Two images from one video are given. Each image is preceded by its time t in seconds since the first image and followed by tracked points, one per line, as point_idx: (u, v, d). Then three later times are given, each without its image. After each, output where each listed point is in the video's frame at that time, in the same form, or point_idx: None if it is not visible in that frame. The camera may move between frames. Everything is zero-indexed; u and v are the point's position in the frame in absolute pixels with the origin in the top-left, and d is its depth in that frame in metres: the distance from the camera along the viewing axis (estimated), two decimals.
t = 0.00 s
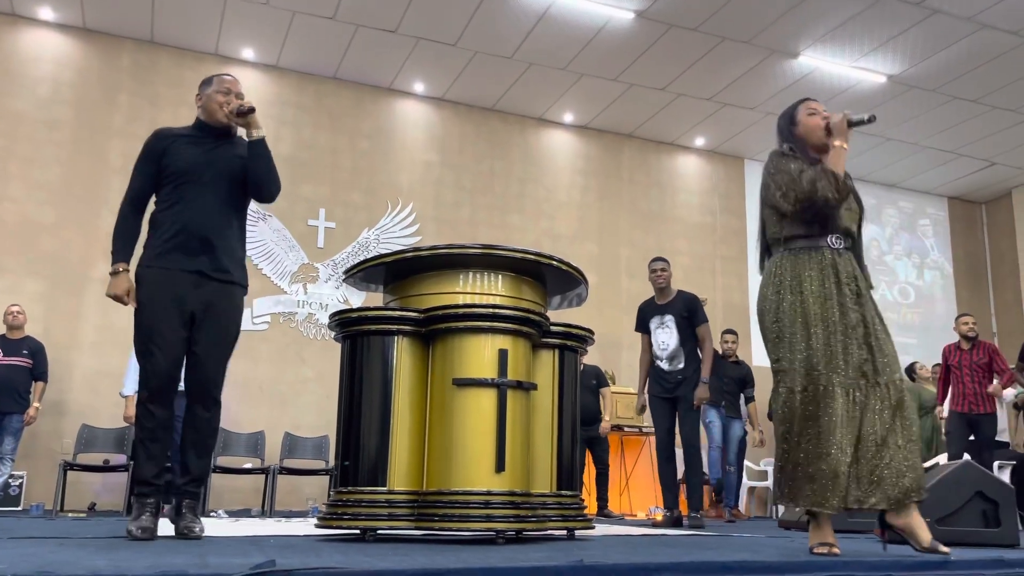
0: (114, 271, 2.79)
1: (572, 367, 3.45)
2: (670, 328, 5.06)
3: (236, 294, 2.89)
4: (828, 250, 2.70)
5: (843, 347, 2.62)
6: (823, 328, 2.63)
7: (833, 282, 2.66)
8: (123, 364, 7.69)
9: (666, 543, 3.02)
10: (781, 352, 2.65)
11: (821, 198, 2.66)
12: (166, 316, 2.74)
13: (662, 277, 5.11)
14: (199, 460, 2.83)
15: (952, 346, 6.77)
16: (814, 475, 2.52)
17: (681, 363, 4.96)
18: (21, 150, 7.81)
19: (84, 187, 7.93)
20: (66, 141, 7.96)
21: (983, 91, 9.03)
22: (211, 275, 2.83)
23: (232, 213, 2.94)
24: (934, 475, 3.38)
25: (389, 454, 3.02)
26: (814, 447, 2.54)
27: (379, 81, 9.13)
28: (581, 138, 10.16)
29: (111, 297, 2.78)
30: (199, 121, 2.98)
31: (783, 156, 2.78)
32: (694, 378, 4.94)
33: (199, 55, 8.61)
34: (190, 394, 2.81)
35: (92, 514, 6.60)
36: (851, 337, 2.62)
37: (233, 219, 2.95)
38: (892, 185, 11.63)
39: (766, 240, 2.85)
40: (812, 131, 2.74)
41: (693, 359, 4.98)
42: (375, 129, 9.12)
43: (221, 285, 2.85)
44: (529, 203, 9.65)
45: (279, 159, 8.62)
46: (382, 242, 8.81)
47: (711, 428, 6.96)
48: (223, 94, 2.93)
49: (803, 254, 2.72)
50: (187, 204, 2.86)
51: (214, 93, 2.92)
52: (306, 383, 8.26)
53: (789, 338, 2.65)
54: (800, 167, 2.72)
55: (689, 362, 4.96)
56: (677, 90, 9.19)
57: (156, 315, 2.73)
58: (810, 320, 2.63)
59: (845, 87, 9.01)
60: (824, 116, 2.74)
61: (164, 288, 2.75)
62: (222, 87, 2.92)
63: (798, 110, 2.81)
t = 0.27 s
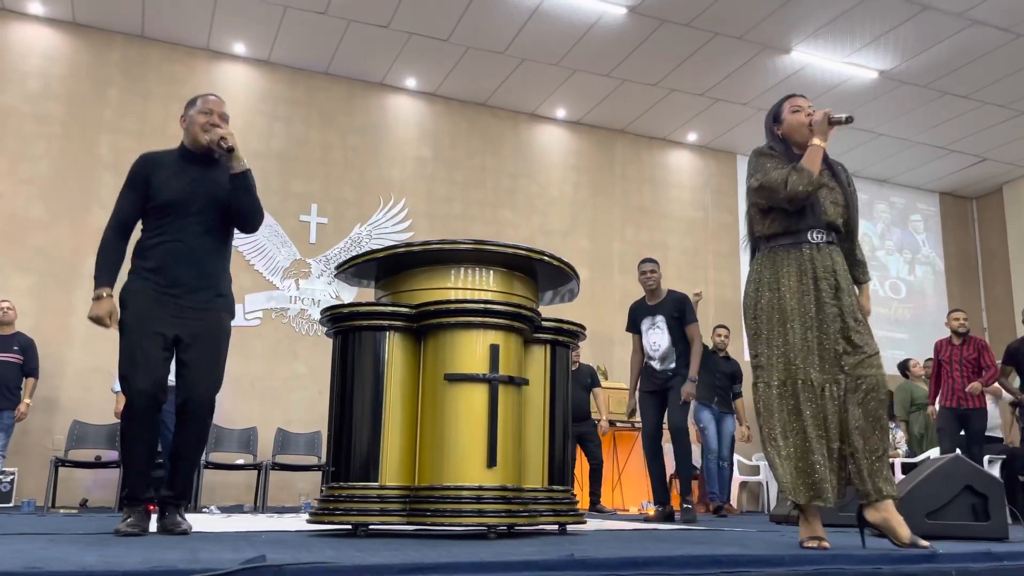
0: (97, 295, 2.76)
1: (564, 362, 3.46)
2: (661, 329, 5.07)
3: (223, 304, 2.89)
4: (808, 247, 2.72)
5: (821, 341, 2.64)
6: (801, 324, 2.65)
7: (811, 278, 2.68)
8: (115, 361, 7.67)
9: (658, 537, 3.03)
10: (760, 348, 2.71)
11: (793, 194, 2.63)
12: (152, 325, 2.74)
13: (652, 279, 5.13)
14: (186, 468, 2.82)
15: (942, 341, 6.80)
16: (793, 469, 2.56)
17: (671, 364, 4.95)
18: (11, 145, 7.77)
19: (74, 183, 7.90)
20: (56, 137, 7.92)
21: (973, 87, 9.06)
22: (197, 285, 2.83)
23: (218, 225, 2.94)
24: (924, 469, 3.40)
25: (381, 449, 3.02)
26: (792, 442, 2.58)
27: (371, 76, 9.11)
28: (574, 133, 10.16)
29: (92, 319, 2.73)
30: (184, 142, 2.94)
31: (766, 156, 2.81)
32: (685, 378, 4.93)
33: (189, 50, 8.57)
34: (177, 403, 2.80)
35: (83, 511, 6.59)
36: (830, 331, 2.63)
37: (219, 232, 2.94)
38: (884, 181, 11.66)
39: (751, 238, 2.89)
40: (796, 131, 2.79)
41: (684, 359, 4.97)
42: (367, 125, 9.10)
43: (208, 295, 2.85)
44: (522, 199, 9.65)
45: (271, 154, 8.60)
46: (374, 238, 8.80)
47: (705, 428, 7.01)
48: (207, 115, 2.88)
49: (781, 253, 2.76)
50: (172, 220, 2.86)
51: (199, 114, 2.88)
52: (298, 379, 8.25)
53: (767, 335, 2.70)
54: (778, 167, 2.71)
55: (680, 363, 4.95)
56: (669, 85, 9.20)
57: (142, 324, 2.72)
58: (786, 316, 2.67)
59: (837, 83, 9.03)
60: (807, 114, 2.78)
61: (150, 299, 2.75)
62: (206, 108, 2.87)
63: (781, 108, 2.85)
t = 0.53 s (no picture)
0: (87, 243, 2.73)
1: (554, 358, 3.46)
2: (655, 317, 5.08)
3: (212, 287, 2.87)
4: (791, 244, 2.75)
5: (804, 337, 2.65)
6: (783, 321, 2.69)
7: (793, 275, 2.71)
8: (105, 357, 7.64)
9: (648, 532, 3.04)
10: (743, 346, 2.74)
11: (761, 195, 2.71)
12: (140, 311, 2.72)
13: (653, 266, 5.13)
14: (177, 454, 2.80)
15: (932, 336, 6.80)
16: (772, 464, 2.55)
17: (662, 353, 4.99)
18: None
19: (64, 178, 7.86)
20: (46, 131, 7.88)
21: (963, 83, 9.09)
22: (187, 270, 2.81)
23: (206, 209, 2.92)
24: (912, 464, 3.41)
25: (372, 444, 3.02)
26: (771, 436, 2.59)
27: (363, 72, 9.09)
28: (566, 129, 10.16)
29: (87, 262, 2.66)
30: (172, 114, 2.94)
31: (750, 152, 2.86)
32: (676, 370, 4.95)
33: (180, 44, 8.53)
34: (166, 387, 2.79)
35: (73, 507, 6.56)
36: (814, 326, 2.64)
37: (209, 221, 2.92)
38: (876, 177, 11.70)
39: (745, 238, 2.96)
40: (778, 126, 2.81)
41: (676, 350, 5.00)
42: (359, 120, 9.07)
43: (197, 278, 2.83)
44: (514, 194, 9.65)
45: (262, 149, 8.57)
46: (366, 234, 8.78)
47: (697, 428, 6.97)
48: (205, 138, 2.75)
49: (766, 253, 2.80)
50: (156, 209, 2.82)
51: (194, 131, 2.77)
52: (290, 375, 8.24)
53: (750, 332, 2.72)
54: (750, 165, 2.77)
55: (672, 352, 4.99)
56: (662, 81, 9.20)
57: (128, 312, 2.71)
58: (768, 313, 2.70)
59: (828, 79, 9.05)
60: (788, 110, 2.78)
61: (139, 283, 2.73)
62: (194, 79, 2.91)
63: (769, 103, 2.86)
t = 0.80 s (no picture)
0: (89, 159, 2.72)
1: (544, 354, 3.46)
2: (653, 314, 5.11)
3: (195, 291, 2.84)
4: (783, 245, 2.76)
5: (790, 336, 2.66)
6: (769, 320, 2.70)
7: (781, 276, 2.72)
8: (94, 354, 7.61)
9: (637, 528, 3.05)
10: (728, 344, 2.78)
11: (742, 200, 2.75)
12: (123, 313, 2.70)
13: (654, 262, 5.13)
14: (162, 460, 2.79)
15: (922, 332, 6.82)
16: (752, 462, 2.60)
17: (660, 351, 5.00)
18: None
19: (52, 175, 7.82)
20: (34, 128, 7.83)
21: (953, 80, 9.12)
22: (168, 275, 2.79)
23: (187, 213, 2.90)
24: (901, 460, 3.41)
25: (361, 441, 3.01)
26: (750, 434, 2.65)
27: (353, 68, 9.06)
28: (557, 126, 10.15)
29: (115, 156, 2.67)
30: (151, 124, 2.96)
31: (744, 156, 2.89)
32: (673, 366, 4.98)
33: (169, 40, 8.49)
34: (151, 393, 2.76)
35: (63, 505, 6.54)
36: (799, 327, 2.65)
37: (193, 223, 2.91)
38: (866, 173, 11.73)
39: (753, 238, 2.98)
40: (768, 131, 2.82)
41: (673, 347, 5.02)
42: (349, 117, 9.05)
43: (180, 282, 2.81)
44: (505, 191, 9.64)
45: (252, 146, 8.54)
46: (357, 231, 8.76)
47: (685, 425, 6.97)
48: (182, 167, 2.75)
49: (759, 254, 2.81)
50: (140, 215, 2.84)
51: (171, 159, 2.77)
52: (280, 372, 8.22)
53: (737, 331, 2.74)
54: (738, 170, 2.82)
55: (668, 349, 5.00)
56: (653, 77, 9.20)
57: (111, 315, 2.68)
58: (755, 312, 2.72)
59: (819, 75, 9.06)
60: (772, 114, 2.78)
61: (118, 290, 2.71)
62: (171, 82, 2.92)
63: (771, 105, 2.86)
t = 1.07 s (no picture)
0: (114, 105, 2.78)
1: (536, 353, 3.46)
2: (645, 315, 5.13)
3: (184, 297, 2.86)
4: (779, 243, 2.76)
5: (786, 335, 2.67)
6: (766, 320, 2.71)
7: (777, 274, 2.72)
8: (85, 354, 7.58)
9: (629, 527, 3.05)
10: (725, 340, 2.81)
11: (739, 201, 2.76)
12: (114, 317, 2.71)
13: (646, 262, 5.14)
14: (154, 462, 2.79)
15: (914, 330, 6.83)
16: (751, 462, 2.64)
17: (652, 352, 5.01)
18: None
19: (42, 174, 7.78)
20: (24, 126, 7.79)
21: (943, 79, 9.16)
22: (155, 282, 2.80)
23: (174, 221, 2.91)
24: (892, 457, 3.42)
25: (352, 441, 3.01)
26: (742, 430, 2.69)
27: (345, 66, 9.04)
28: (550, 125, 10.15)
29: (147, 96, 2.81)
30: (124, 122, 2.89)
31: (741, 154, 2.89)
32: (665, 367, 4.98)
33: (160, 39, 8.46)
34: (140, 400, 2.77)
35: (54, 505, 6.51)
36: (794, 327, 2.66)
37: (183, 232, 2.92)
38: (857, 172, 11.78)
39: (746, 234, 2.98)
40: (761, 130, 2.79)
41: (666, 348, 5.03)
42: (341, 115, 9.03)
43: (168, 286, 2.83)
44: (497, 190, 9.63)
45: (244, 145, 8.52)
46: (349, 229, 8.74)
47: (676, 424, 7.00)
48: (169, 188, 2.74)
49: (754, 252, 2.81)
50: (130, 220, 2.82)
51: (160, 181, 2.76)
52: (273, 371, 8.20)
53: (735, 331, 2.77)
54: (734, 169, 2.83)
55: (660, 351, 5.01)
56: (646, 76, 9.21)
57: (101, 320, 2.69)
58: (750, 313, 2.73)
59: (811, 74, 9.07)
60: (765, 114, 2.73)
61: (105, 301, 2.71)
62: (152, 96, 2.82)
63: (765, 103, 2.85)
